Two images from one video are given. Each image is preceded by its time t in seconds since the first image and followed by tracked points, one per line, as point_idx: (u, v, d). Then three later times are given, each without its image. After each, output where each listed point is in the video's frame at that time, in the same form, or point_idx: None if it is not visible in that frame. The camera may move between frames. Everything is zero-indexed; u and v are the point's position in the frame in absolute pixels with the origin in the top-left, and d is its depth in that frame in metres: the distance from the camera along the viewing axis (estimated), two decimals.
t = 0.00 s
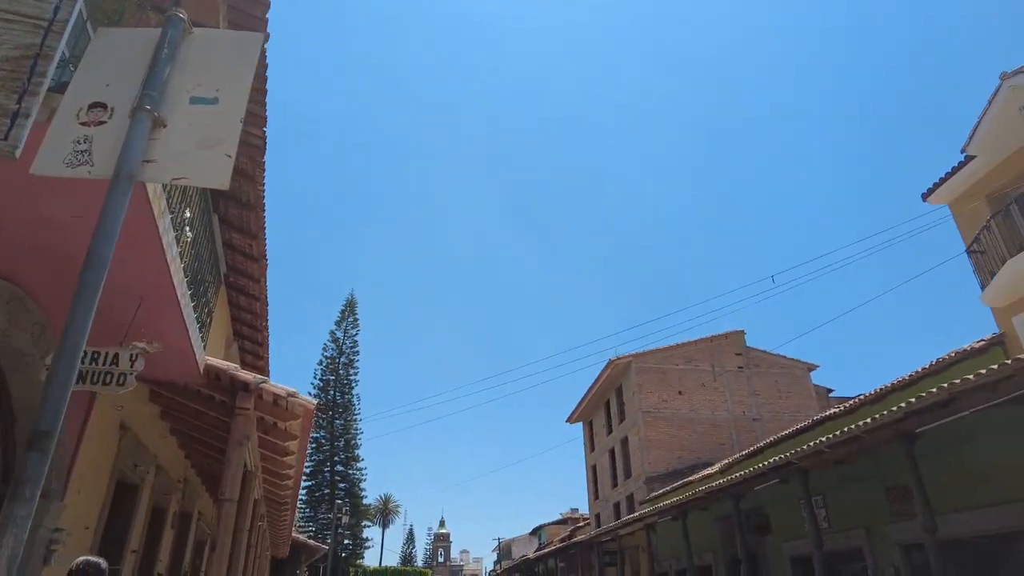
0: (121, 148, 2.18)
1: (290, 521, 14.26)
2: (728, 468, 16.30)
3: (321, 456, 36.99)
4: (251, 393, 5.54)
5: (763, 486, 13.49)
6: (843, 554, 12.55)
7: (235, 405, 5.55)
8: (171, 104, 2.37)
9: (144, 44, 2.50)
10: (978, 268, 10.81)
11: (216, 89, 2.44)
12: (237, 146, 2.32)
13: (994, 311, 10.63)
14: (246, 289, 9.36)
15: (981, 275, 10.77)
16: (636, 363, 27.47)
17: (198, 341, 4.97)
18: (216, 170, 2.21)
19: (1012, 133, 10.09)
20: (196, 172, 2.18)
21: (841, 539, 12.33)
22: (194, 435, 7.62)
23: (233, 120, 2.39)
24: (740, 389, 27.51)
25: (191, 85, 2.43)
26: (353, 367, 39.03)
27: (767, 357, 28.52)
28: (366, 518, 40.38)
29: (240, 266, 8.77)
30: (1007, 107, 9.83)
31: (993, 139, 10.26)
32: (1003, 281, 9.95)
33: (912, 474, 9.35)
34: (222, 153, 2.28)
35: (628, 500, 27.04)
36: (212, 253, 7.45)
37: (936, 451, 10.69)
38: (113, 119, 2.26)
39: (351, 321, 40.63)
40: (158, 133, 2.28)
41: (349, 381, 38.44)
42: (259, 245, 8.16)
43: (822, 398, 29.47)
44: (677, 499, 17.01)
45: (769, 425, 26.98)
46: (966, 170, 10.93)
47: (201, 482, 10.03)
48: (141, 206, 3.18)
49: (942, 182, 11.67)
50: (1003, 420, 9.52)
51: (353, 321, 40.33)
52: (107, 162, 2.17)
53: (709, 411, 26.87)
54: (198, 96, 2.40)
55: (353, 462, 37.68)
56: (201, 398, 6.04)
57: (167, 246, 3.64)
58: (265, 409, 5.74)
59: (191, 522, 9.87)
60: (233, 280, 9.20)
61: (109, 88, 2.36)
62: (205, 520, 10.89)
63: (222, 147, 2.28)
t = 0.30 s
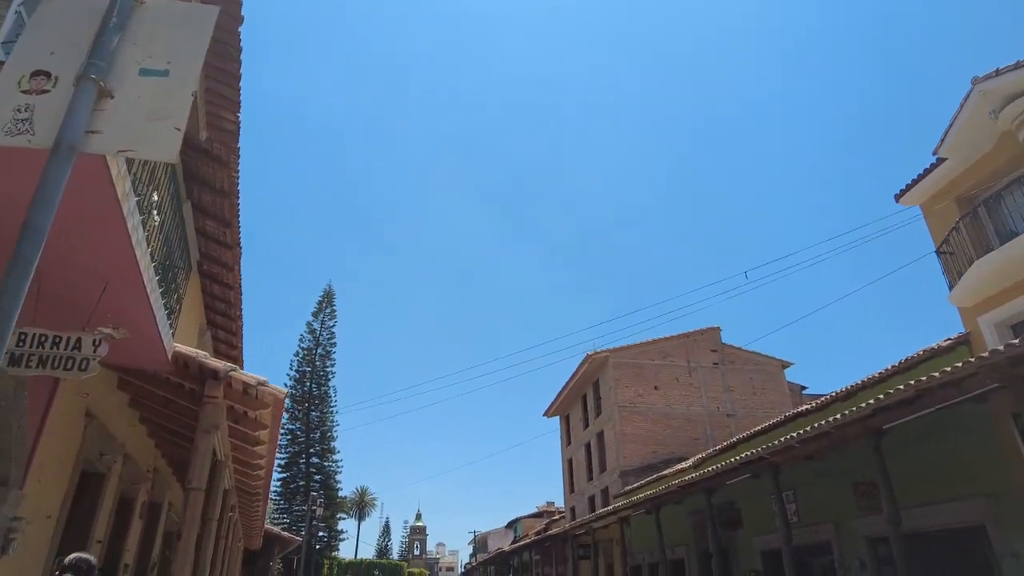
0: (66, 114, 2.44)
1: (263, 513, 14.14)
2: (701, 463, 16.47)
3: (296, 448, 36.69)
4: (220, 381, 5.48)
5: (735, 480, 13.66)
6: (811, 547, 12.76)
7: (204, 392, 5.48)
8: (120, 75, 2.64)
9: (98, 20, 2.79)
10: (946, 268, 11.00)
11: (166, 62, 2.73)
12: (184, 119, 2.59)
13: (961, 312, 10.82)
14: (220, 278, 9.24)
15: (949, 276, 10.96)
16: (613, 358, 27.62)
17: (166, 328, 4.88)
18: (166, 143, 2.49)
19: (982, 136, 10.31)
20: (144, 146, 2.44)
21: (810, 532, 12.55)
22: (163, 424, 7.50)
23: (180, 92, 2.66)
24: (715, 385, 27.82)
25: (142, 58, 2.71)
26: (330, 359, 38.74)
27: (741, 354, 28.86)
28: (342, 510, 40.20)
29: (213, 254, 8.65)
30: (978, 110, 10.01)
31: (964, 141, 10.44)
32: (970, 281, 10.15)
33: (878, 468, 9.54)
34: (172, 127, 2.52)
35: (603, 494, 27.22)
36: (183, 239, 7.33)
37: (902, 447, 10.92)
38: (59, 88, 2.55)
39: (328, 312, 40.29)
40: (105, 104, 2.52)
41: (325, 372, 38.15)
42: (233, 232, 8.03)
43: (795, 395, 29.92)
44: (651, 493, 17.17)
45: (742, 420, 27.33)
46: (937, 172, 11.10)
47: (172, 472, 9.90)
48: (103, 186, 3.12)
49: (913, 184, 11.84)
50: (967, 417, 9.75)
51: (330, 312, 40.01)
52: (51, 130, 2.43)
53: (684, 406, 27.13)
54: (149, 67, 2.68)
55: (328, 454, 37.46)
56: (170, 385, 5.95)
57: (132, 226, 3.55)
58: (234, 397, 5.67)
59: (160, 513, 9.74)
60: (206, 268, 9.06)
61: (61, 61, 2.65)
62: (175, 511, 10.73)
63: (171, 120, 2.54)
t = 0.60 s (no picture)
0: None
1: (226, 497, 13.95)
2: (667, 453, 16.68)
3: (263, 433, 36.30)
4: (180, 361, 5.34)
5: (699, 470, 13.87)
6: (772, 536, 13.03)
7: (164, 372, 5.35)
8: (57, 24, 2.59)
9: None
10: (909, 266, 11.23)
11: (111, 12, 2.71)
12: (125, 74, 2.62)
13: (922, 309, 11.08)
14: (185, 258, 9.01)
15: (912, 273, 11.20)
16: (583, 348, 27.77)
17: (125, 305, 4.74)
18: (107, 98, 2.54)
19: (948, 138, 10.51)
20: (81, 101, 2.47)
21: (771, 521, 12.80)
22: (122, 405, 7.31)
23: (124, 45, 2.68)
24: (682, 376, 28.19)
25: (83, 6, 2.67)
26: (298, 343, 38.27)
27: (709, 346, 29.27)
28: (308, 496, 39.92)
29: (179, 234, 8.43)
30: (945, 111, 10.22)
31: (930, 141, 10.65)
32: (931, 279, 10.39)
33: (838, 460, 9.76)
34: (113, 84, 2.56)
35: (570, 482, 27.47)
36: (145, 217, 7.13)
37: (861, 439, 11.18)
38: None
39: (298, 296, 39.77)
40: (38, 53, 2.49)
41: (293, 357, 37.70)
42: (200, 211, 7.84)
43: (760, 387, 30.49)
44: (617, 481, 17.36)
45: (708, 411, 27.76)
46: (904, 171, 11.31)
47: (132, 456, 9.68)
48: (54, 152, 2.99)
49: (880, 183, 12.05)
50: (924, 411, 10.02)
51: (299, 297, 39.48)
52: None
53: (651, 396, 27.43)
54: (91, 17, 2.65)
55: (295, 440, 37.11)
56: (129, 365, 5.80)
57: (87, 196, 3.42)
58: (196, 378, 5.54)
59: (120, 496, 9.52)
60: (171, 248, 8.84)
61: None
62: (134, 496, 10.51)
63: (112, 75, 2.58)
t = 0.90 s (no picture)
0: None
1: (173, 479, 13.60)
2: (622, 442, 16.90)
3: (215, 415, 35.52)
4: (125, 336, 5.13)
5: (653, 458, 14.10)
6: (720, 524, 13.34)
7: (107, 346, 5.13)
8: None
9: None
10: (861, 264, 11.53)
11: None
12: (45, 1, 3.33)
13: (871, 306, 11.41)
14: (136, 231, 8.67)
15: (864, 271, 11.50)
16: (543, 337, 27.87)
17: (65, 276, 4.51)
18: (28, 18, 3.24)
19: (905, 140, 10.77)
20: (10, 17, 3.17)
21: (721, 510, 13.09)
22: (61, 381, 7.01)
23: None
24: (639, 366, 28.59)
25: None
26: (254, 324, 37.45)
27: (666, 337, 29.73)
28: (261, 480, 39.28)
29: (129, 205, 8.09)
30: (902, 114, 10.47)
31: (887, 143, 10.91)
32: (883, 277, 10.67)
33: (787, 451, 10.00)
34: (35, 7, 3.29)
35: (525, 468, 27.67)
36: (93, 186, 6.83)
37: (809, 431, 11.50)
38: None
39: (254, 276, 38.89)
40: None
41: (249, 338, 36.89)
42: (152, 182, 7.53)
43: (714, 378, 31.13)
44: (572, 468, 17.53)
45: (663, 401, 28.25)
46: (860, 171, 11.58)
47: (73, 435, 9.31)
48: None
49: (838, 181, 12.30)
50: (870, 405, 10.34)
51: (256, 277, 38.60)
52: None
53: (608, 385, 27.74)
54: None
55: (249, 422, 36.42)
56: (70, 338, 5.55)
57: (23, 155, 3.21)
58: (141, 353, 5.34)
59: (60, 477, 9.16)
60: (120, 220, 8.48)
61: None
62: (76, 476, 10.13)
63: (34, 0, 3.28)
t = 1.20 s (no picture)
0: None
1: (111, 462, 13.09)
2: (573, 431, 17.02)
3: (159, 397, 34.42)
4: (57, 309, 4.84)
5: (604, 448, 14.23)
6: (667, 513, 13.56)
7: (37, 319, 4.83)
8: None
9: None
10: (812, 263, 11.80)
11: None
12: None
13: (820, 304, 11.71)
14: (75, 202, 8.22)
15: (815, 269, 11.77)
16: (500, 326, 27.81)
17: None
18: None
19: (858, 142, 11.04)
20: None
21: (668, 500, 13.33)
22: None
23: None
24: (592, 357, 28.87)
25: None
26: (203, 305, 36.36)
27: (620, 330, 30.11)
28: (207, 464, 38.29)
29: (69, 174, 7.66)
30: (856, 117, 10.70)
31: (841, 145, 11.17)
32: (832, 276, 10.94)
33: (735, 443, 10.19)
34: None
35: (477, 457, 27.67)
36: (27, 149, 6.44)
37: (756, 424, 11.74)
38: None
39: (204, 256, 37.73)
40: None
41: (197, 319, 35.75)
42: (95, 150, 7.15)
43: (664, 371, 31.67)
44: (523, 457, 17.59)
45: (614, 392, 28.62)
46: (814, 172, 11.83)
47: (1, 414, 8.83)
48: None
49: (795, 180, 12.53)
50: (816, 400, 10.61)
51: (206, 256, 37.44)
52: None
53: (562, 376, 27.95)
54: None
55: (194, 405, 35.42)
56: None
57: None
58: (75, 328, 5.05)
59: None
60: (59, 189, 8.04)
61: None
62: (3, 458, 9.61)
63: None
